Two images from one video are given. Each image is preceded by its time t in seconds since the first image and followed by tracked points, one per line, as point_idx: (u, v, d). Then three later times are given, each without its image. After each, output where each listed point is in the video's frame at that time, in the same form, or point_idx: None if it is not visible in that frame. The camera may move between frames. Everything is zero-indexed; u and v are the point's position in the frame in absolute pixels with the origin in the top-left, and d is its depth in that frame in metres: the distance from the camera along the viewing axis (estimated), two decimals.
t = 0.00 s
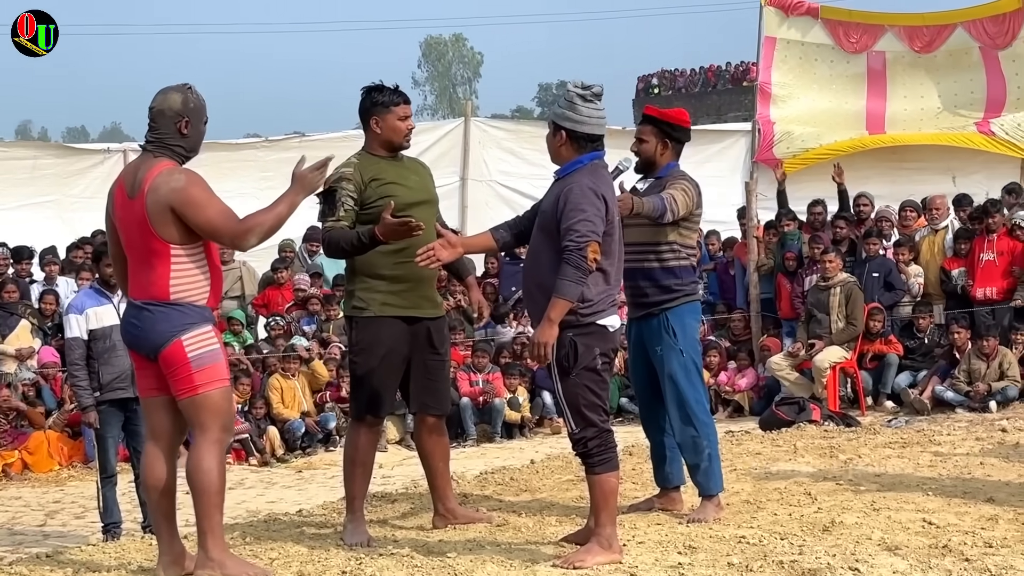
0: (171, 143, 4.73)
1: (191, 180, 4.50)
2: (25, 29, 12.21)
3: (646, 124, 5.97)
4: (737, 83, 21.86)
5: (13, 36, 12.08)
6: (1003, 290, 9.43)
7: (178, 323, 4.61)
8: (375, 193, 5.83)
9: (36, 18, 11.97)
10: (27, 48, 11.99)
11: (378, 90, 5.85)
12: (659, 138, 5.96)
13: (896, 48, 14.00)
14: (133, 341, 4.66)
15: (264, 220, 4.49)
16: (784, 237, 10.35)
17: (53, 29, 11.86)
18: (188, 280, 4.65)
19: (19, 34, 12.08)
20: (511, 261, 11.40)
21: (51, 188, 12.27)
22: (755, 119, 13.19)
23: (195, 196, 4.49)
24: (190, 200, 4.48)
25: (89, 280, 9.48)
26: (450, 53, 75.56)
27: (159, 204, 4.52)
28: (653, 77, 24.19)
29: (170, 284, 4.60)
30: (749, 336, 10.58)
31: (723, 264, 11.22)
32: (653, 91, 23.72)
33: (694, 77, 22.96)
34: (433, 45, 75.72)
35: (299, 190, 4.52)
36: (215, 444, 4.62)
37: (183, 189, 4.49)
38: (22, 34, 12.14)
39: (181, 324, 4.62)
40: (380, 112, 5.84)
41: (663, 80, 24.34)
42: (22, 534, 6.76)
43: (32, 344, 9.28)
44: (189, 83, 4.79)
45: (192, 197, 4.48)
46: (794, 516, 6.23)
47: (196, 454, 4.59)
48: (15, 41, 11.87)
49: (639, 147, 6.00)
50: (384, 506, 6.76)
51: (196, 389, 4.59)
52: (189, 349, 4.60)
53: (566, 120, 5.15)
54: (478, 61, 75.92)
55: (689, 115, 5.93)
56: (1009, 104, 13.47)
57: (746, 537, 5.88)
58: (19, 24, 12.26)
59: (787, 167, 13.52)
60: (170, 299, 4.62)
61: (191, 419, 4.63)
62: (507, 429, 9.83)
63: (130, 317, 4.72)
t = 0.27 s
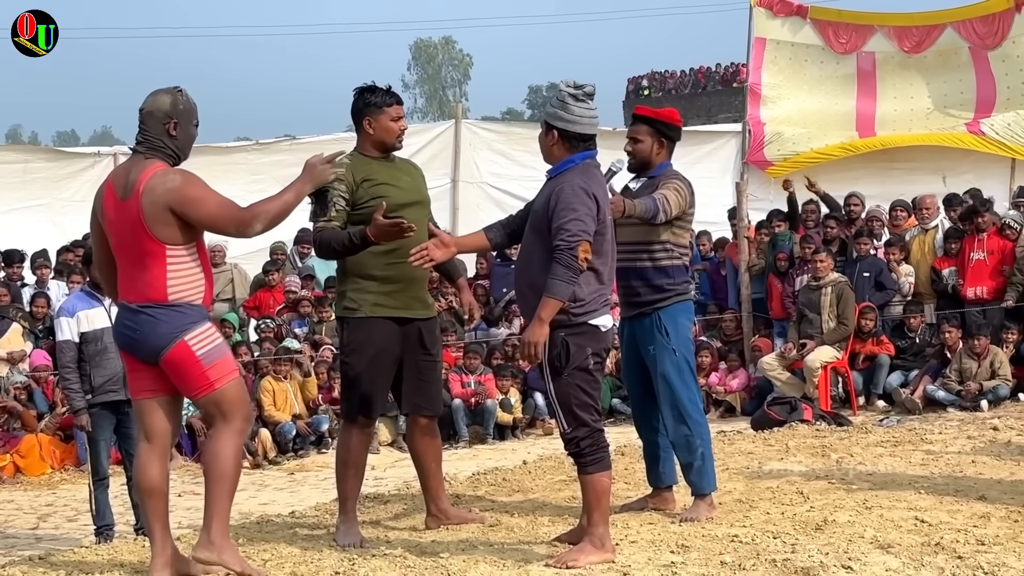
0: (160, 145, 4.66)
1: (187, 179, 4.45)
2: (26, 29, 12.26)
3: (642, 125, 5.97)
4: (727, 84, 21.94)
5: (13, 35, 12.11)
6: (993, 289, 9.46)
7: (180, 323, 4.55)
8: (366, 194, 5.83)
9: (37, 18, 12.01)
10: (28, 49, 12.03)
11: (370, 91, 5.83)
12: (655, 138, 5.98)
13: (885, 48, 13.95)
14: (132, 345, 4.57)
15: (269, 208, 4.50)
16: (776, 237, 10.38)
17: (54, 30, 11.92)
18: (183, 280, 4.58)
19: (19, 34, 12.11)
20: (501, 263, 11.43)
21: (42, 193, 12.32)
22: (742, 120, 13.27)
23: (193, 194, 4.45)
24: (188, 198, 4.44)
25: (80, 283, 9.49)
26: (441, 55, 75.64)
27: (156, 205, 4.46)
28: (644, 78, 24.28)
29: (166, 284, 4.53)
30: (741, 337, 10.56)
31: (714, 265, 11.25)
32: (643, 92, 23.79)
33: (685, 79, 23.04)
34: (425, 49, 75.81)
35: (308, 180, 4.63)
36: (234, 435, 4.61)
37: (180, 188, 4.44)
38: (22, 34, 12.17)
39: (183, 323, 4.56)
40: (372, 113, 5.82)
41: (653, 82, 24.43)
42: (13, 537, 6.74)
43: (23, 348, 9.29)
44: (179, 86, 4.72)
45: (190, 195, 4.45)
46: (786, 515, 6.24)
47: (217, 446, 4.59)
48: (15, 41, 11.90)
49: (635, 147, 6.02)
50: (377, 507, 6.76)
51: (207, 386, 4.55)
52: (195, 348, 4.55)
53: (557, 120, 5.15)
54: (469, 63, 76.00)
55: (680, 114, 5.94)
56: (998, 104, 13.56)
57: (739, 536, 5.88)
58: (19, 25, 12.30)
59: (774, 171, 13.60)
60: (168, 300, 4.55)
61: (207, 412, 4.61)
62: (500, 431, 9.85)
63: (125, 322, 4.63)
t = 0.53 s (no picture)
0: (171, 144, 4.67)
1: (201, 177, 4.48)
2: (25, 29, 12.27)
3: (643, 125, 5.94)
4: (724, 83, 22.01)
5: (12, 36, 12.15)
6: (990, 287, 9.49)
7: (194, 322, 4.58)
8: (364, 192, 5.82)
9: (36, 18, 12.03)
10: (27, 49, 12.07)
11: (368, 91, 5.82)
12: (657, 137, 5.97)
13: (882, 47, 14.00)
14: (145, 345, 4.56)
15: (283, 203, 4.53)
16: (772, 237, 10.49)
17: (55, 31, 11.95)
18: (197, 277, 4.59)
19: (19, 33, 12.14)
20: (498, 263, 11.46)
21: (39, 194, 12.40)
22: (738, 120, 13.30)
23: (206, 191, 4.48)
24: (202, 195, 4.47)
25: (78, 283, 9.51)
26: (436, 56, 75.63)
27: (170, 203, 4.46)
28: (641, 77, 24.35)
29: (181, 282, 4.54)
30: (738, 335, 10.60)
31: (712, 263, 11.28)
32: (641, 92, 23.83)
33: (682, 78, 23.11)
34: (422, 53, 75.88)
35: (320, 176, 4.63)
36: (252, 430, 4.69)
37: (194, 187, 4.47)
38: (22, 34, 12.20)
39: (197, 322, 4.59)
40: (370, 111, 5.81)
41: (650, 81, 24.51)
42: (12, 537, 6.75)
43: (21, 348, 9.36)
44: (187, 85, 4.76)
45: (204, 193, 4.47)
46: (785, 513, 6.24)
47: (235, 442, 4.65)
48: (15, 41, 11.93)
49: (637, 148, 5.99)
50: (375, 506, 6.76)
51: (224, 385, 4.61)
52: (212, 347, 4.58)
53: (553, 118, 5.08)
54: (465, 65, 76.04)
55: (672, 109, 5.95)
56: (995, 101, 13.59)
57: (737, 534, 5.88)
58: (18, 24, 12.31)
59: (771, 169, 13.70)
60: (183, 298, 4.56)
61: (224, 408, 4.66)
62: (498, 431, 9.86)
63: (135, 322, 4.62)
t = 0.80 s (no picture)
0: (200, 143, 4.74)
1: (232, 179, 4.56)
2: (25, 30, 12.29)
3: (641, 122, 5.92)
4: (725, 83, 22.03)
5: (12, 36, 12.17)
6: (991, 285, 9.50)
7: (226, 322, 4.67)
8: (365, 191, 5.82)
9: (36, 18, 12.04)
10: (27, 49, 12.09)
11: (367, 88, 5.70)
12: (656, 134, 5.93)
13: (883, 44, 13.93)
14: (176, 342, 4.65)
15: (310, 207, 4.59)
16: (773, 236, 10.49)
17: (55, 31, 11.97)
18: (228, 277, 4.69)
19: (19, 34, 12.15)
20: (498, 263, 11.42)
21: (40, 194, 12.42)
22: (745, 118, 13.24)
23: (237, 193, 4.56)
24: (233, 197, 4.55)
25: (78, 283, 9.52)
26: (437, 56, 75.62)
27: (201, 204, 4.55)
28: (641, 76, 24.37)
29: (213, 282, 4.63)
30: (739, 334, 10.56)
31: (712, 262, 11.27)
32: (642, 91, 23.83)
33: (682, 77, 23.14)
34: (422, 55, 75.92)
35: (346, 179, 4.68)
36: (268, 435, 4.81)
37: (225, 189, 4.55)
38: (22, 34, 12.22)
39: (228, 322, 4.68)
40: (369, 110, 5.70)
41: (650, 80, 24.54)
42: (13, 537, 6.75)
43: (22, 348, 9.33)
44: (215, 85, 4.83)
45: (234, 195, 4.55)
46: (786, 511, 6.23)
47: (252, 445, 4.76)
48: (14, 41, 11.94)
49: (637, 146, 5.96)
50: (377, 505, 6.76)
51: (251, 386, 4.72)
52: (241, 347, 4.69)
53: (557, 115, 4.96)
54: (466, 66, 76.03)
55: (675, 107, 5.88)
56: (997, 99, 13.65)
57: (739, 532, 5.88)
58: (18, 25, 12.32)
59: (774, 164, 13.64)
60: (215, 298, 4.66)
61: (246, 410, 4.76)
62: (499, 430, 9.86)
63: (164, 319, 4.69)
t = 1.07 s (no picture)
0: (226, 137, 4.81)
1: (260, 174, 4.61)
2: (25, 29, 12.29)
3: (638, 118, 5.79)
4: (725, 80, 22.02)
5: (12, 36, 12.18)
6: (991, 281, 9.55)
7: (250, 316, 4.71)
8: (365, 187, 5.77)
9: (36, 18, 12.04)
10: (27, 49, 12.09)
11: (367, 85, 5.66)
12: (652, 131, 5.79)
13: (885, 41, 13.91)
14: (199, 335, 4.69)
15: (335, 205, 4.63)
16: (773, 233, 10.45)
17: (55, 30, 11.97)
18: (255, 271, 4.74)
19: (19, 34, 12.16)
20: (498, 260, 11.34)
21: (40, 192, 12.43)
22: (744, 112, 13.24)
23: (266, 188, 4.60)
24: (262, 192, 4.59)
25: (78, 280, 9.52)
26: (437, 52, 75.52)
27: (230, 198, 4.60)
28: (642, 73, 24.37)
29: (240, 275, 4.69)
30: (740, 331, 10.59)
31: (713, 259, 11.26)
32: (642, 89, 23.82)
33: (683, 74, 23.14)
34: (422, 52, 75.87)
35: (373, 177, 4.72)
36: (278, 431, 4.82)
37: (254, 183, 4.60)
38: (22, 34, 12.21)
39: (252, 316, 4.72)
40: (369, 107, 5.63)
41: (650, 78, 24.52)
42: (14, 535, 6.75)
43: (23, 345, 9.33)
44: (240, 79, 4.88)
45: (262, 189, 4.59)
46: (787, 508, 6.23)
47: (260, 441, 4.77)
48: (14, 41, 11.94)
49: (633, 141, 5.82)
50: (377, 503, 6.75)
51: (267, 380, 4.74)
52: (262, 341, 4.73)
53: (588, 111, 4.96)
54: (466, 63, 75.94)
55: (679, 105, 5.78)
56: (998, 96, 13.57)
57: (739, 529, 5.88)
58: (19, 25, 12.32)
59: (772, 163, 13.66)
60: (241, 291, 4.70)
61: (257, 406, 4.77)
62: (499, 427, 9.85)
63: (191, 311, 4.74)
